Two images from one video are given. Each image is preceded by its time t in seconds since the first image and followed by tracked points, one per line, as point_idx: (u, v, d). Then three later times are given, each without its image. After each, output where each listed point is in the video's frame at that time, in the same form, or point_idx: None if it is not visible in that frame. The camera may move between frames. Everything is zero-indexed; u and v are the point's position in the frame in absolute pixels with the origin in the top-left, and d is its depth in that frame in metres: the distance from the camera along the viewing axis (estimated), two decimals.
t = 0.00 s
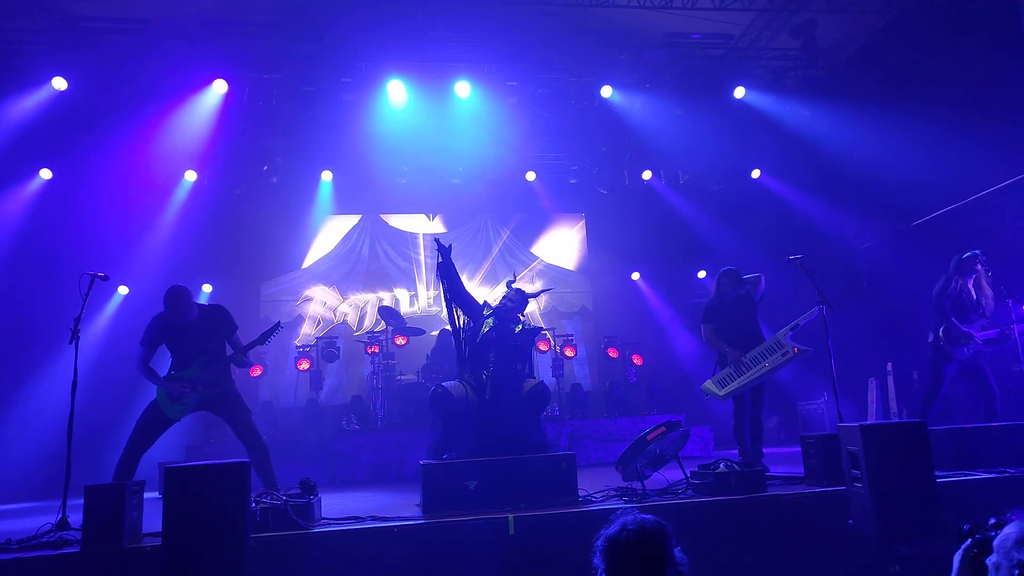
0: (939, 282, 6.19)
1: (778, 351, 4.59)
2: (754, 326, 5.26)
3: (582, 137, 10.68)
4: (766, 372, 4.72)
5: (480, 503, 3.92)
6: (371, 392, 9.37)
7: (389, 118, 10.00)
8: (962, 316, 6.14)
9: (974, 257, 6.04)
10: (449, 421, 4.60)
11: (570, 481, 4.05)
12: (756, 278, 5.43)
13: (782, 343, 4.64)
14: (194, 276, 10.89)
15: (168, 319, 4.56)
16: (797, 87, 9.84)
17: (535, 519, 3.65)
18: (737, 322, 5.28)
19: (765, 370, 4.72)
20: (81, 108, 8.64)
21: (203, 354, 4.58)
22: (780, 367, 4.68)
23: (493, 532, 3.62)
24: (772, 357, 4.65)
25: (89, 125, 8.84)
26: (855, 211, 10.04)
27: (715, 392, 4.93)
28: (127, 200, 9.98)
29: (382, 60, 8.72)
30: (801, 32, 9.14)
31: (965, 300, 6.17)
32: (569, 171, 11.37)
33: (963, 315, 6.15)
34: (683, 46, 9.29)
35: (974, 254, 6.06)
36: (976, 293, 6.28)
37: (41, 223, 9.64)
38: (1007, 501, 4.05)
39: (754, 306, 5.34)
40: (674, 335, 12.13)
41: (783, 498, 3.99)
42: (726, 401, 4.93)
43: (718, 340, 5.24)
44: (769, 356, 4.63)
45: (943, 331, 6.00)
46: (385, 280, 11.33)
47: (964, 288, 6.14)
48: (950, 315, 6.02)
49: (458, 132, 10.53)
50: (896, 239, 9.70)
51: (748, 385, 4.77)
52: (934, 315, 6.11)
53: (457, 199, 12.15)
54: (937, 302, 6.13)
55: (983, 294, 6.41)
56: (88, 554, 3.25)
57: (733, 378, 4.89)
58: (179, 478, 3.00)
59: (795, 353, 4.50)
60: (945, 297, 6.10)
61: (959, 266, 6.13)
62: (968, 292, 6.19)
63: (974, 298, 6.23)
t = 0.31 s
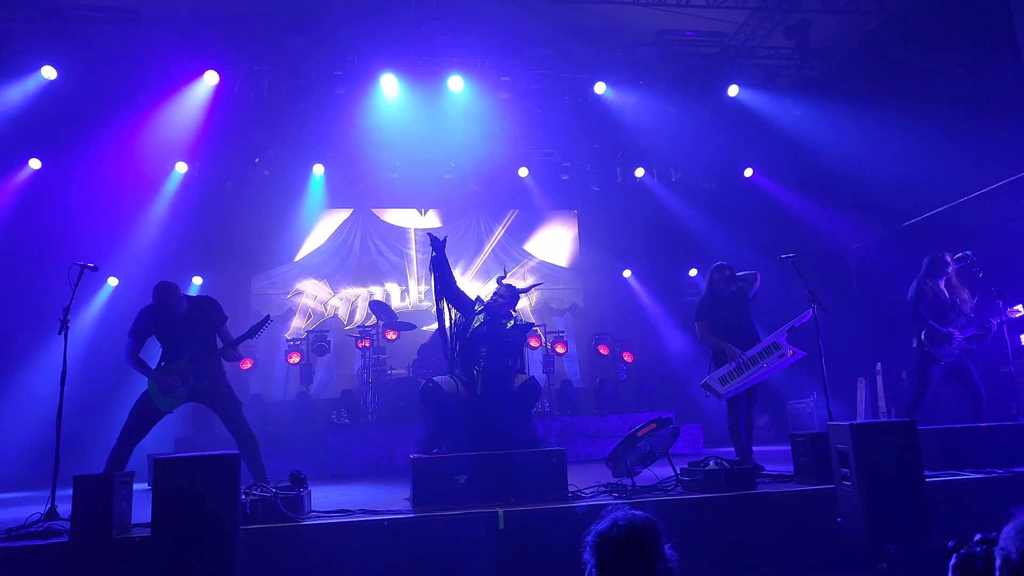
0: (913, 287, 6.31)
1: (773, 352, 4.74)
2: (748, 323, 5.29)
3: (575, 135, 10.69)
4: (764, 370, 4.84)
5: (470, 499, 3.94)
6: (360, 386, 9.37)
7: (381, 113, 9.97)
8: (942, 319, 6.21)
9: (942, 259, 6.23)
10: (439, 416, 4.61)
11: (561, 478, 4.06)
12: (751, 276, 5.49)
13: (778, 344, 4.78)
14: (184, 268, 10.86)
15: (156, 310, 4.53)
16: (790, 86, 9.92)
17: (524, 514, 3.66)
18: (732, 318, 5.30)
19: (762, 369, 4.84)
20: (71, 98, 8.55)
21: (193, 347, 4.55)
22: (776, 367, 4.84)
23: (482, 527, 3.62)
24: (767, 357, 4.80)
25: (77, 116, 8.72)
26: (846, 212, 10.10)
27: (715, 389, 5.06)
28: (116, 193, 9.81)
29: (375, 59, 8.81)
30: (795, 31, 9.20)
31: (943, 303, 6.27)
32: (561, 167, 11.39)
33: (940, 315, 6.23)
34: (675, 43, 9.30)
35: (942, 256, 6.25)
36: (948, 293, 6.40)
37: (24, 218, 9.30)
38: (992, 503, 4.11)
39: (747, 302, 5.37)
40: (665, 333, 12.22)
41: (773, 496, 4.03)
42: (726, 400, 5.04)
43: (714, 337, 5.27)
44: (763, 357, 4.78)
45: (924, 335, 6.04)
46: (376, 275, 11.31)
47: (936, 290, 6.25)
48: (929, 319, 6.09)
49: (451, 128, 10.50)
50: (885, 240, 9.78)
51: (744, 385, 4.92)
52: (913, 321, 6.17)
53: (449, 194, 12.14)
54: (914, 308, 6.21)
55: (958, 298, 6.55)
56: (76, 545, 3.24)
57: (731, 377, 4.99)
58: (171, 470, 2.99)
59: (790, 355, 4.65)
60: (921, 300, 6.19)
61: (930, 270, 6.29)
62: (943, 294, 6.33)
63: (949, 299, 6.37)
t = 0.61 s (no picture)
0: (884, 285, 6.38)
1: (767, 342, 4.83)
2: (742, 318, 5.31)
3: (563, 133, 10.71)
4: (760, 362, 4.92)
5: (462, 498, 3.94)
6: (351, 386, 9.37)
7: (370, 113, 9.99)
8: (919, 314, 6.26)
9: (909, 253, 6.31)
10: (432, 415, 4.62)
11: (552, 476, 4.08)
12: (742, 267, 5.46)
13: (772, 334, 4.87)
14: (173, 268, 10.79)
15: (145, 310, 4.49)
16: (778, 83, 9.82)
17: (517, 513, 3.67)
18: (724, 309, 5.32)
19: (759, 360, 4.92)
20: (57, 97, 8.46)
21: (183, 348, 4.52)
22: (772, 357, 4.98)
23: (474, 526, 3.63)
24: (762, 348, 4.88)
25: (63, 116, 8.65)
26: (835, 208, 10.15)
27: (716, 387, 5.11)
28: (104, 193, 9.78)
29: (366, 71, 8.94)
30: (783, 28, 9.17)
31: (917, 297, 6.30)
32: (551, 164, 11.44)
33: (915, 314, 6.25)
34: (662, 41, 9.19)
35: (908, 251, 6.34)
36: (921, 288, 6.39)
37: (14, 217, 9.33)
38: (980, 495, 4.16)
39: (738, 294, 5.39)
40: (655, 330, 12.28)
41: (763, 492, 4.06)
42: (727, 396, 5.10)
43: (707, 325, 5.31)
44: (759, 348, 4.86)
45: (902, 334, 6.12)
46: (366, 275, 11.27)
47: (909, 288, 6.27)
48: (904, 318, 6.17)
49: (440, 127, 10.50)
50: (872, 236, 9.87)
51: (744, 379, 4.97)
52: (888, 321, 6.25)
53: (439, 193, 12.07)
54: (886, 307, 6.28)
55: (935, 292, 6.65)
56: (65, 548, 3.22)
57: (729, 373, 5.04)
58: (163, 471, 2.98)
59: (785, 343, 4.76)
60: (896, 298, 6.25)
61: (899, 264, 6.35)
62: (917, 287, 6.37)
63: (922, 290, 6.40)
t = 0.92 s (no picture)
0: (899, 283, 6.35)
1: (782, 339, 4.89)
2: (756, 314, 5.31)
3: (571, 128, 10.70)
4: (773, 359, 4.99)
5: (471, 489, 3.98)
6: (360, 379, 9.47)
7: (378, 111, 10.05)
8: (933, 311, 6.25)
9: (921, 251, 6.30)
10: (438, 410, 4.63)
11: (560, 471, 4.11)
12: (758, 262, 5.37)
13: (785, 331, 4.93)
14: (185, 262, 10.90)
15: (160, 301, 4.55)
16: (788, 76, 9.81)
17: (526, 505, 3.72)
18: (738, 305, 5.32)
19: (772, 358, 4.99)
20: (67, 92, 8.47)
21: (195, 339, 4.58)
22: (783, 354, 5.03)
23: (484, 517, 3.68)
24: (776, 345, 4.94)
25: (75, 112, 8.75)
26: (847, 205, 10.08)
27: (725, 385, 5.12)
28: (116, 188, 9.91)
29: (373, 67, 8.97)
30: (795, 20, 9.02)
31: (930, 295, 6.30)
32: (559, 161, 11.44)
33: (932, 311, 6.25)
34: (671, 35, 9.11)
35: (921, 248, 6.33)
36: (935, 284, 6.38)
37: (28, 209, 9.55)
38: (991, 495, 4.16)
39: (752, 289, 5.36)
40: (664, 326, 12.28)
41: (773, 488, 4.07)
42: (736, 394, 5.13)
43: (721, 321, 5.31)
44: (773, 345, 4.92)
45: (918, 331, 6.10)
46: (374, 269, 11.36)
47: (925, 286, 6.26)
48: (920, 315, 6.15)
49: (447, 124, 10.51)
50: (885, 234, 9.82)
51: (756, 376, 5.01)
52: (904, 318, 6.22)
53: (448, 189, 12.09)
54: (902, 305, 6.24)
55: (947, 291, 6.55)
56: (83, 530, 3.30)
57: (741, 370, 5.07)
58: (179, 457, 3.03)
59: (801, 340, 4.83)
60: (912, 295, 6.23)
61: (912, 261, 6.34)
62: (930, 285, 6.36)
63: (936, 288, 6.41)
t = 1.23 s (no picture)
0: (920, 263, 6.19)
1: (804, 312, 4.70)
2: (777, 287, 5.24)
3: (591, 95, 10.49)
4: (792, 334, 4.83)
5: (478, 451, 3.99)
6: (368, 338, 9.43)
7: (398, 69, 9.88)
8: (948, 293, 6.16)
9: (947, 234, 6.08)
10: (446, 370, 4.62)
11: (566, 436, 4.09)
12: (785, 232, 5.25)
13: (809, 304, 4.74)
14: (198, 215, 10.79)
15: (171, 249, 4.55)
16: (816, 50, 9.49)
17: (531, 467, 3.73)
18: (760, 278, 5.27)
19: (791, 334, 4.84)
20: (82, 38, 8.33)
21: (207, 291, 4.58)
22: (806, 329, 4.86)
23: (489, 478, 3.70)
24: (798, 319, 4.76)
25: (89, 58, 8.63)
26: (869, 180, 9.88)
27: (738, 355, 5.09)
28: (131, 136, 9.89)
29: (396, 21, 8.83)
30: None
31: (947, 276, 6.19)
32: (578, 127, 11.28)
33: (948, 292, 6.19)
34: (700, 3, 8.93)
35: (947, 230, 6.11)
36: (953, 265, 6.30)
37: (44, 154, 9.57)
38: (999, 477, 4.12)
39: (778, 262, 5.28)
40: (675, 299, 12.14)
41: (778, 461, 4.07)
42: (748, 366, 5.08)
43: (742, 294, 5.26)
44: (794, 318, 4.74)
45: (932, 311, 6.00)
46: (388, 230, 11.30)
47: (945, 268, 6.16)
48: (937, 296, 6.03)
49: (466, 85, 10.34)
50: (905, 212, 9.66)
51: (773, 349, 4.91)
52: (921, 298, 6.11)
53: (463, 150, 11.95)
54: (921, 284, 6.11)
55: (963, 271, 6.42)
56: (94, 474, 3.33)
57: (756, 342, 5.02)
58: (189, 407, 3.04)
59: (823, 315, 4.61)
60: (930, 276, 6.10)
61: (936, 242, 6.13)
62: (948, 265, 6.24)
63: (952, 269, 6.29)
